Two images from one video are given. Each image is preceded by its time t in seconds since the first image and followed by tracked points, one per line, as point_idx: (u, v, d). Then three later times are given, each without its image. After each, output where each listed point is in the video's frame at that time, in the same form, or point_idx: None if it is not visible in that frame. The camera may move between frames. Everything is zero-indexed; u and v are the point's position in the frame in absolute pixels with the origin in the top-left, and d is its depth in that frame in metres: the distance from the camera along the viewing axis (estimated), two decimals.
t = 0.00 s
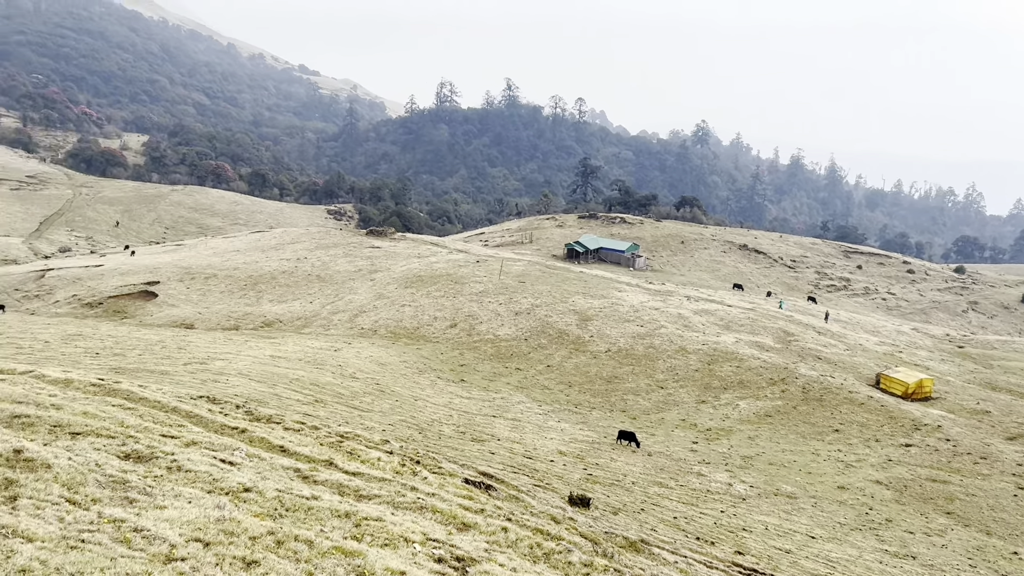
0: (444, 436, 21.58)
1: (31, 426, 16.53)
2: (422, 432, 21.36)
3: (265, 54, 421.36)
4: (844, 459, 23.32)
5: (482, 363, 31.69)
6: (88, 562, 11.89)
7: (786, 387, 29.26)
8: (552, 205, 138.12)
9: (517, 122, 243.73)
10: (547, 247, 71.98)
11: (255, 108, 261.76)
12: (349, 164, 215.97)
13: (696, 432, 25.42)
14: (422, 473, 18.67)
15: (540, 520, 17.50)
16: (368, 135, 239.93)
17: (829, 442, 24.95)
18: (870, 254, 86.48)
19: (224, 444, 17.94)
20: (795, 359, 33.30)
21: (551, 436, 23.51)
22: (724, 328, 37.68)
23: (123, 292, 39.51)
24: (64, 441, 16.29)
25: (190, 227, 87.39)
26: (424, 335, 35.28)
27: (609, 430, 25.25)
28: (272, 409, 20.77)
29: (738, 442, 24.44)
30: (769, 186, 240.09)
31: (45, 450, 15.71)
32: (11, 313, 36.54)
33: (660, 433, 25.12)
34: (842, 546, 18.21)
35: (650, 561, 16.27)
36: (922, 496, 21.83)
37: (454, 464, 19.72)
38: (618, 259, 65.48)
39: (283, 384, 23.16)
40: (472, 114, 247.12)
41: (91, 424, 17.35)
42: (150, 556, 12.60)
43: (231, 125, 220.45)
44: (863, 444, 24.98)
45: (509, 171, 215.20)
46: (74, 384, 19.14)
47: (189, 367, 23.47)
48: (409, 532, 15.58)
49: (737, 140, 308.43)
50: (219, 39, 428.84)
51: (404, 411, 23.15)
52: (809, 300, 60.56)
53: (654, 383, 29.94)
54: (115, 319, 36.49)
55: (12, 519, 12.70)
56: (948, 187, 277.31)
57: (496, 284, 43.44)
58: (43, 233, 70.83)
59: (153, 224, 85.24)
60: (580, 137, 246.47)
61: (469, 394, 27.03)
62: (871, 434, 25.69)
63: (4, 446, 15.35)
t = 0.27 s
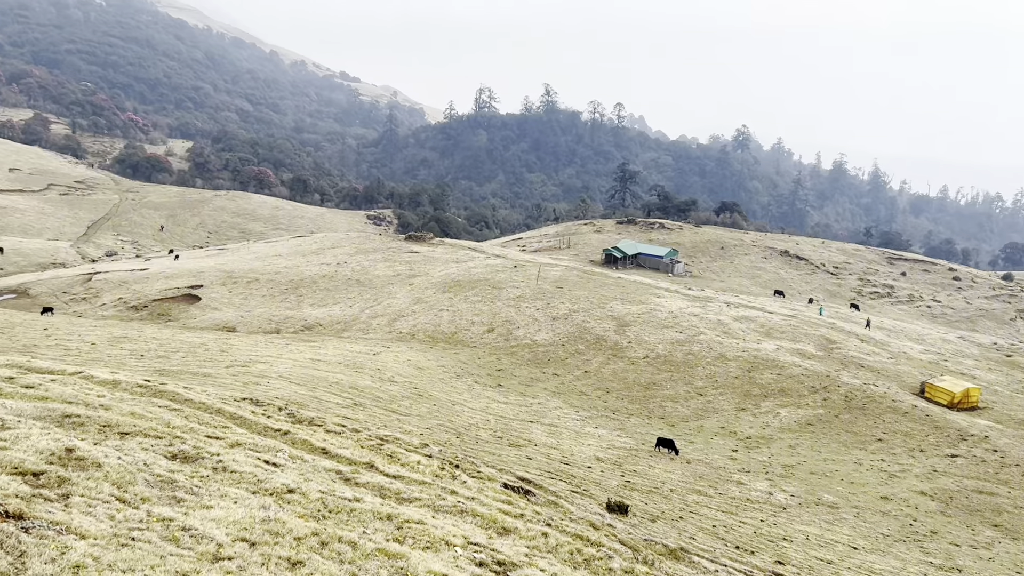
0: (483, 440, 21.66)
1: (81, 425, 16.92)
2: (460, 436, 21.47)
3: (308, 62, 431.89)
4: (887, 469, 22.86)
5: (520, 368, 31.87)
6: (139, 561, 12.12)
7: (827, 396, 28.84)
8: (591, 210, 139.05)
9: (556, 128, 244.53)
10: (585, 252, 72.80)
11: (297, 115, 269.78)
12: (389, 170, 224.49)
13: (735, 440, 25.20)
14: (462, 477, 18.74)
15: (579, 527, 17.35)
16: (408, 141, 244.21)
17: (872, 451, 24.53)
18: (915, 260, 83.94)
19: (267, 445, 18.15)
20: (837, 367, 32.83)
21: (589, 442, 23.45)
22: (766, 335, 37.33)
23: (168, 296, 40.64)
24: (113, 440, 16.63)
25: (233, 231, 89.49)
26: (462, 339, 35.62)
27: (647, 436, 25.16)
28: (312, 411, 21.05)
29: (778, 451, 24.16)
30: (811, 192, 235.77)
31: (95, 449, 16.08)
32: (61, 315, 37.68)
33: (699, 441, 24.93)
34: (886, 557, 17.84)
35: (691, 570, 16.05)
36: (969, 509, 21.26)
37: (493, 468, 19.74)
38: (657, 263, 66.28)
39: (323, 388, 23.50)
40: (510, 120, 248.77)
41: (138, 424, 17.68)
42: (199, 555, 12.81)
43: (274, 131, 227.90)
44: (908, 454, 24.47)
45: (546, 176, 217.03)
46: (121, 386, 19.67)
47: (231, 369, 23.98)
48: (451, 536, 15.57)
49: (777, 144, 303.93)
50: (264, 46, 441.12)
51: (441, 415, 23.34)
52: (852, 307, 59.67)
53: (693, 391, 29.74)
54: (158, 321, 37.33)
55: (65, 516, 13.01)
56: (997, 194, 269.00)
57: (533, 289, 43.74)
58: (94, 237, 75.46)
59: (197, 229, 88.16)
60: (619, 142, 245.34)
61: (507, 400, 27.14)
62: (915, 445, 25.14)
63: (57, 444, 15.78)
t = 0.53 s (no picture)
0: (514, 446, 21.67)
1: (120, 428, 17.17)
2: (491, 442, 21.51)
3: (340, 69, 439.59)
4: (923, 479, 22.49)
5: (550, 374, 32.01)
6: (178, 563, 12.20)
7: (862, 404, 28.48)
8: (621, 215, 140.54)
9: (587, 133, 245.56)
10: (616, 258, 73.85)
11: (330, 122, 276.25)
12: (421, 175, 226.71)
13: (768, 448, 24.99)
14: (494, 483, 18.74)
15: (611, 534, 17.18)
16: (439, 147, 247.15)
17: (908, 460, 24.14)
18: (954, 266, 82.18)
19: (301, 450, 18.29)
20: (873, 374, 32.42)
21: (621, 449, 23.39)
22: (800, 342, 37.02)
23: (202, 300, 42.07)
24: (152, 443, 16.88)
25: (266, 237, 92.04)
26: (492, 345, 35.95)
27: (678, 444, 25.08)
28: (346, 416, 21.21)
29: (811, 459, 23.91)
30: (846, 197, 231.88)
31: (134, 452, 16.33)
32: (97, 318, 39.49)
33: (731, 448, 24.77)
34: (925, 569, 17.50)
35: None
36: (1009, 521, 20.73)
37: (524, 474, 19.71)
38: (688, 270, 66.35)
39: (355, 392, 23.73)
40: (541, 125, 250.45)
41: (175, 428, 17.90)
42: (235, 559, 12.83)
43: (308, 138, 235.43)
44: (946, 464, 24.02)
45: (578, 181, 217.89)
46: (158, 390, 19.98)
47: (265, 373, 24.30)
48: (484, 543, 15.48)
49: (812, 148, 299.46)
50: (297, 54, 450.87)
51: (472, 420, 23.45)
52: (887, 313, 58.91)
53: (726, 398, 29.56)
54: (192, 325, 38.71)
55: (107, 519, 13.18)
56: None
57: (564, 295, 43.93)
58: (130, 242, 76.72)
59: (231, 234, 90.60)
60: (651, 147, 244.61)
61: (537, 405, 27.21)
62: (953, 455, 24.65)
63: (97, 447, 16.04)
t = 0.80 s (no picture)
0: (538, 452, 21.63)
1: (149, 433, 17.32)
2: (515, 448, 21.47)
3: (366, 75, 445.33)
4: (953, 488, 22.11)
5: (574, 380, 31.97)
6: (207, 567, 12.16)
7: (891, 411, 28.16)
8: (647, 220, 141.15)
9: (611, 138, 246.03)
10: (641, 263, 74.44)
11: (356, 128, 281.02)
12: (445, 181, 229.49)
13: (795, 455, 24.74)
14: (518, 490, 18.64)
15: (637, 542, 16.95)
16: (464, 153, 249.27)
17: (938, 469, 23.79)
18: (985, 273, 80.98)
19: (327, 454, 18.35)
20: (901, 382, 32.05)
21: (645, 455, 23.28)
22: (828, 348, 36.71)
23: (229, 305, 42.67)
24: (180, 448, 16.98)
25: (292, 242, 93.21)
26: (516, 350, 36.05)
27: (704, 450, 24.92)
28: (371, 421, 21.27)
29: (839, 467, 23.66)
30: (873, 202, 229.57)
31: (163, 456, 16.44)
32: (127, 323, 40.14)
33: (758, 455, 24.57)
34: None
35: None
36: None
37: (549, 481, 19.62)
38: (714, 275, 67.08)
39: (380, 397, 23.88)
40: (566, 131, 252.28)
41: (203, 432, 18.02)
42: (263, 564, 12.78)
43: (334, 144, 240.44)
44: (977, 474, 23.63)
45: (603, 187, 218.45)
46: (186, 394, 20.21)
47: (290, 378, 24.42)
48: (510, 549, 15.31)
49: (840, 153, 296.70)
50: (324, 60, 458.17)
51: (496, 426, 23.46)
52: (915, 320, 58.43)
53: (752, 405, 29.34)
54: (220, 330, 39.12)
55: (137, 523, 13.22)
56: None
57: (588, 300, 43.99)
58: (159, 247, 77.88)
59: (258, 239, 91.78)
60: (676, 152, 244.62)
61: (561, 411, 27.15)
62: (986, 464, 24.22)
63: (128, 451, 16.20)
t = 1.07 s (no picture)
0: (558, 459, 21.58)
1: (173, 438, 17.42)
2: (535, 454, 21.43)
3: (386, 81, 450.29)
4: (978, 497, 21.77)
5: (594, 386, 31.94)
6: (230, 573, 12.10)
7: (914, 419, 27.88)
8: (666, 226, 141.67)
9: (631, 144, 247.01)
10: (661, 269, 74.69)
11: (376, 135, 285.32)
12: (464, 187, 232.32)
13: (818, 462, 24.56)
14: (539, 496, 18.54)
15: (658, 550, 16.73)
16: (483, 159, 254.32)
17: (962, 478, 23.49)
18: (1011, 279, 80.06)
19: (349, 460, 18.38)
20: (925, 388, 31.72)
21: (665, 462, 23.17)
22: (850, 354, 36.44)
23: (251, 310, 43.12)
24: (202, 454, 17.00)
25: (313, 248, 93.94)
26: (536, 356, 36.10)
27: (725, 457, 24.78)
28: (391, 426, 21.31)
29: (862, 475, 23.46)
30: (895, 208, 227.33)
31: (186, 461, 16.52)
32: (150, 328, 40.73)
33: (780, 463, 24.39)
34: None
35: None
36: None
37: (569, 487, 19.48)
38: (734, 281, 66.71)
39: (400, 403, 23.98)
40: (585, 137, 253.94)
41: (225, 437, 18.07)
42: (286, 569, 12.73)
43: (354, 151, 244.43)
44: (1004, 482, 23.29)
45: (622, 192, 218.67)
46: (208, 400, 20.40)
47: (310, 383, 24.53)
48: (530, 556, 15.15)
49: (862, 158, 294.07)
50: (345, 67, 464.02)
51: (515, 432, 23.46)
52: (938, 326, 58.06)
53: (774, 411, 29.17)
54: (241, 336, 39.57)
55: (161, 528, 13.26)
56: None
57: (607, 306, 44.00)
58: (181, 253, 78.91)
59: (279, 245, 92.63)
60: (696, 158, 244.36)
61: (580, 417, 27.09)
62: (1012, 473, 23.84)
63: (152, 456, 16.30)
